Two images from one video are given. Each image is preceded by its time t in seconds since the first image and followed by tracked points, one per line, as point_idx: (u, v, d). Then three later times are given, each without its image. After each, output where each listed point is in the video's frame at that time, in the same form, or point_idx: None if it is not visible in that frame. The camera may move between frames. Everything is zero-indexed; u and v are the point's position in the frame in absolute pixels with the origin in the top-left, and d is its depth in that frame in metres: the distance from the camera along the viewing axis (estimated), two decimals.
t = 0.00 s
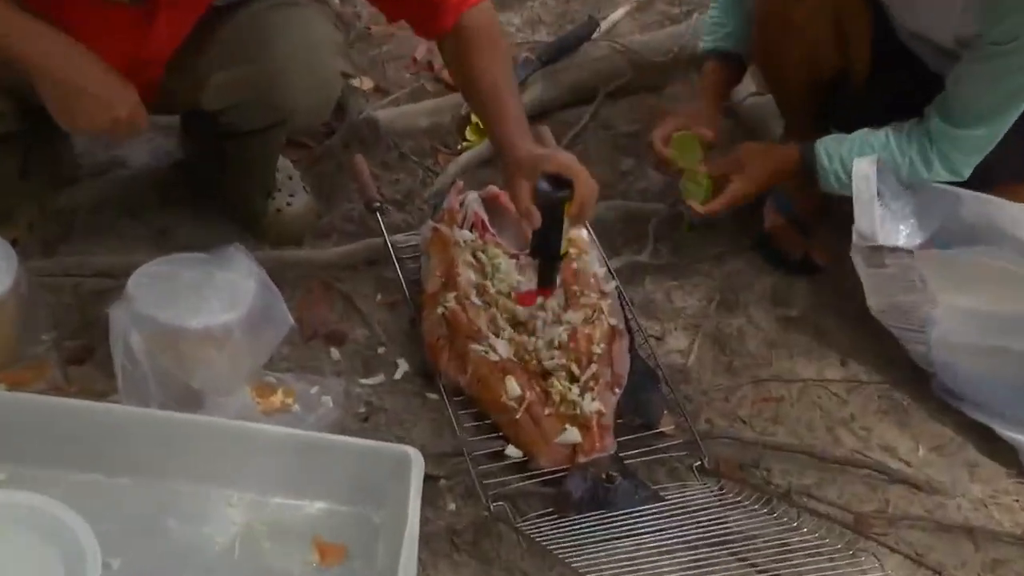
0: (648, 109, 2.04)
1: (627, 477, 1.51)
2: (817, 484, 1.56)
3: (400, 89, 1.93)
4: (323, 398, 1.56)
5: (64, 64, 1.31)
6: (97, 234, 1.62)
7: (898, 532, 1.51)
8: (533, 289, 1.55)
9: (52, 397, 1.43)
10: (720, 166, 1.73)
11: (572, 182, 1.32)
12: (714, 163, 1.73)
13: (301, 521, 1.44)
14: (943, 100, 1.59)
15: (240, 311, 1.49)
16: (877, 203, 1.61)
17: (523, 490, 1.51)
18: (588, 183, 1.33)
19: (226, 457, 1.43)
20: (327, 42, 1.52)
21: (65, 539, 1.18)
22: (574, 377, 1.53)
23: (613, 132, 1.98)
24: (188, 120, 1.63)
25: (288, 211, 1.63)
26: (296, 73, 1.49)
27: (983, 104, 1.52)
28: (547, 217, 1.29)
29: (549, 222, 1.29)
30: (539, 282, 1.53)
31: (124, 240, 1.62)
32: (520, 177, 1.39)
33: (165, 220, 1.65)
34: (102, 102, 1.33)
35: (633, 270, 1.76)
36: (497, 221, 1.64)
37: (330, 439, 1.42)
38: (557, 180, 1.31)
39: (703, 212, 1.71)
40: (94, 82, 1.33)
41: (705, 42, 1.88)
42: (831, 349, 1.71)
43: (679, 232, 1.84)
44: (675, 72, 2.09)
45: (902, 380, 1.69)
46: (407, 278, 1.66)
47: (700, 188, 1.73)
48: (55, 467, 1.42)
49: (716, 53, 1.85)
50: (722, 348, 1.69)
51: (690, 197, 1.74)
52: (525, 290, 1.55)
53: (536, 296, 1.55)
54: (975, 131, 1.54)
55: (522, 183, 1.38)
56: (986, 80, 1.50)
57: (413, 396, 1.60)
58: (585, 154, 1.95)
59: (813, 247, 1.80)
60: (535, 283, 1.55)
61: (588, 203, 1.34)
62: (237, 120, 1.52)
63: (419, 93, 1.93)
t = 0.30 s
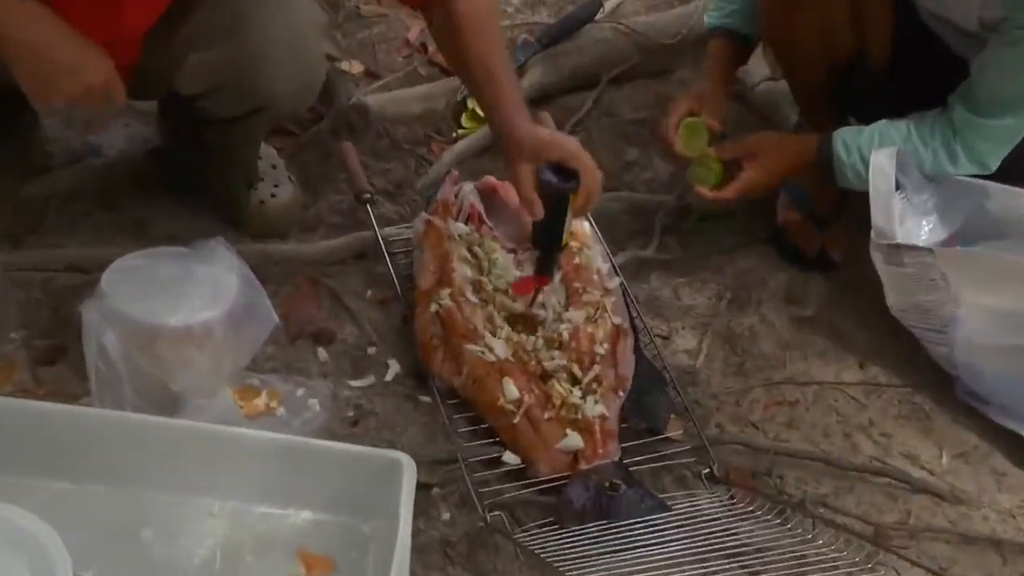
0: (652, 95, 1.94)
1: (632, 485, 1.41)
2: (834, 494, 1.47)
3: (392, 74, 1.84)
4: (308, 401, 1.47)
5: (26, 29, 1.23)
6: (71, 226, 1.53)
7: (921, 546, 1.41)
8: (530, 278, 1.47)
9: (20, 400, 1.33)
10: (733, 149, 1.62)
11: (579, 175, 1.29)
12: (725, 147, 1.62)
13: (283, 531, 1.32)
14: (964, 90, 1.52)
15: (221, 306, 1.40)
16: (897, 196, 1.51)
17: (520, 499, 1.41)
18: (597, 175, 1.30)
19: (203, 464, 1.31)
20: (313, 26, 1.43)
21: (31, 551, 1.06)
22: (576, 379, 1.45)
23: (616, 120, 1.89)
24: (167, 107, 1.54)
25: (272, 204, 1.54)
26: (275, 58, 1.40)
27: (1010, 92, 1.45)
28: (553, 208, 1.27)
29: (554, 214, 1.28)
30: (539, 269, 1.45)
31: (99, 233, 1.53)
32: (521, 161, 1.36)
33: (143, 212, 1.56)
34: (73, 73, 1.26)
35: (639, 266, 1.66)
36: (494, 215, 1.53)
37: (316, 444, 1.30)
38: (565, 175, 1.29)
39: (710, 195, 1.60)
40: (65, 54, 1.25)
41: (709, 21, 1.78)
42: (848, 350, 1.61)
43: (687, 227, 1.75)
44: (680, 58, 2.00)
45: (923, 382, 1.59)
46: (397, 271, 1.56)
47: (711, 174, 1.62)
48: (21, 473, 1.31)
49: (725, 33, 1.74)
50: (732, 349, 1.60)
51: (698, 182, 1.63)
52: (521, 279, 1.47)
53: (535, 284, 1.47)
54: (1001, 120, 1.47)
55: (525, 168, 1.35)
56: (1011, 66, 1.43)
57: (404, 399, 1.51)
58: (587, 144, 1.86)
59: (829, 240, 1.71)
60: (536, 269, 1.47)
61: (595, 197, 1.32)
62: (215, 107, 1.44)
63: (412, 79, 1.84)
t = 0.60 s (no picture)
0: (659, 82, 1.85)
1: (641, 495, 1.33)
2: (856, 505, 1.38)
3: (387, 60, 1.76)
4: (298, 406, 1.38)
5: (11, 17, 1.16)
6: (46, 220, 1.45)
7: (950, 561, 1.32)
8: (538, 249, 1.41)
9: None
10: (778, 135, 1.53)
11: (580, 133, 1.22)
12: (769, 132, 1.53)
13: (271, 544, 1.21)
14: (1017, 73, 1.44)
15: (206, 305, 1.32)
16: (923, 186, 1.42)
17: (523, 510, 1.33)
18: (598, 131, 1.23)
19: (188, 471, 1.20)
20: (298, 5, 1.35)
21: None
22: (582, 383, 1.37)
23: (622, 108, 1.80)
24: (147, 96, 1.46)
25: (259, 197, 1.46)
26: (258, 38, 1.32)
27: None
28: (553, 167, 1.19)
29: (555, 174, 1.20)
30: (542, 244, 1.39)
31: (76, 228, 1.44)
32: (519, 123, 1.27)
33: (123, 205, 1.48)
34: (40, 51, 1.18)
35: (648, 263, 1.57)
36: (499, 211, 1.47)
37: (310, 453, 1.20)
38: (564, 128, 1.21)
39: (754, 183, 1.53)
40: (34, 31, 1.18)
41: (637, 11, 1.67)
42: (869, 351, 1.53)
43: (698, 221, 1.66)
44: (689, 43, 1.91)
45: (949, 386, 1.50)
46: (391, 267, 1.48)
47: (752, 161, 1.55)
48: None
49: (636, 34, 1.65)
50: (747, 350, 1.51)
51: (741, 169, 1.56)
52: (525, 250, 1.41)
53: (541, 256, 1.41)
54: None
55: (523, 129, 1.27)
56: None
57: (399, 404, 1.42)
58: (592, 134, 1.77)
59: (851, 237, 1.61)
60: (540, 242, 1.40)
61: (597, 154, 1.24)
62: (197, 94, 1.36)
63: (408, 66, 1.75)
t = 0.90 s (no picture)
0: (664, 71, 1.77)
1: (647, 506, 1.25)
2: (876, 518, 1.30)
3: (378, 47, 1.68)
4: (284, 412, 1.30)
5: None
6: (18, 214, 1.37)
7: None
8: (519, 225, 1.35)
9: None
10: (801, 122, 1.55)
11: (564, 94, 1.12)
12: (794, 119, 1.55)
13: (255, 559, 1.11)
14: None
15: (187, 305, 1.24)
16: (946, 179, 1.33)
17: (522, 522, 1.25)
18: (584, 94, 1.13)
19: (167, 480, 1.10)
20: None
21: None
22: (584, 387, 1.29)
23: (626, 98, 1.71)
24: (122, 84, 1.38)
25: (244, 189, 1.38)
26: (246, 21, 1.24)
27: None
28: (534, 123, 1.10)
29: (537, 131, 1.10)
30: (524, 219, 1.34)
31: (50, 223, 1.36)
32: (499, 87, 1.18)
33: (99, 198, 1.40)
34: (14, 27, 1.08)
35: (655, 261, 1.49)
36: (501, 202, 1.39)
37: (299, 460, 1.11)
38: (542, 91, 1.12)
39: (767, 168, 1.55)
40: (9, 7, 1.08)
41: (620, 8, 1.57)
42: (888, 354, 1.45)
43: (708, 218, 1.58)
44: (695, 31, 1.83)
45: (972, 391, 1.42)
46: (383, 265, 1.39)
47: (774, 146, 1.55)
48: None
49: (616, 34, 1.56)
50: (758, 353, 1.43)
51: (761, 155, 1.56)
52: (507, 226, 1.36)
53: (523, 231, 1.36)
54: None
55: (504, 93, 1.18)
56: None
57: (392, 410, 1.34)
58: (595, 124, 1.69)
59: (869, 232, 1.52)
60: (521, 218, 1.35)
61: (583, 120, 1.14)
62: (177, 76, 1.27)
63: (401, 53, 1.67)
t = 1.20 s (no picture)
0: (670, 59, 1.69)
1: (656, 518, 1.18)
2: (899, 531, 1.22)
3: (371, 33, 1.60)
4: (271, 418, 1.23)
5: None
6: None
7: None
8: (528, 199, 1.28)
9: None
10: (821, 114, 1.47)
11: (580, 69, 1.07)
12: (813, 111, 1.48)
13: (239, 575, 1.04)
14: None
15: (168, 305, 1.17)
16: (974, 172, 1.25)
17: (523, 535, 1.17)
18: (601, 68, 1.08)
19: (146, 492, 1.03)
20: None
21: None
22: (588, 392, 1.22)
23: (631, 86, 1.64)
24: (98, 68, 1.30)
25: (228, 182, 1.31)
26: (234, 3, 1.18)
27: None
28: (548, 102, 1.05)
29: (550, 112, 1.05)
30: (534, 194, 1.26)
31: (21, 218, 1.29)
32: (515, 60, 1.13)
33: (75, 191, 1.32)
34: None
35: (663, 258, 1.42)
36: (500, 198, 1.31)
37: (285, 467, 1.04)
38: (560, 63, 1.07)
39: (784, 165, 1.48)
40: None
41: None
42: (909, 357, 1.37)
43: (719, 213, 1.50)
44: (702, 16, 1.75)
45: (999, 396, 1.35)
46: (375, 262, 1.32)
47: (791, 141, 1.48)
48: None
49: (614, 20, 1.45)
50: (772, 356, 1.35)
51: (778, 149, 1.50)
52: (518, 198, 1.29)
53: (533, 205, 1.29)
54: None
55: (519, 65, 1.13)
56: None
57: (385, 416, 1.27)
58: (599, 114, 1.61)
59: (891, 228, 1.44)
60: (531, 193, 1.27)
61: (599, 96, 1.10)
62: (161, 60, 1.19)
63: (394, 40, 1.60)
